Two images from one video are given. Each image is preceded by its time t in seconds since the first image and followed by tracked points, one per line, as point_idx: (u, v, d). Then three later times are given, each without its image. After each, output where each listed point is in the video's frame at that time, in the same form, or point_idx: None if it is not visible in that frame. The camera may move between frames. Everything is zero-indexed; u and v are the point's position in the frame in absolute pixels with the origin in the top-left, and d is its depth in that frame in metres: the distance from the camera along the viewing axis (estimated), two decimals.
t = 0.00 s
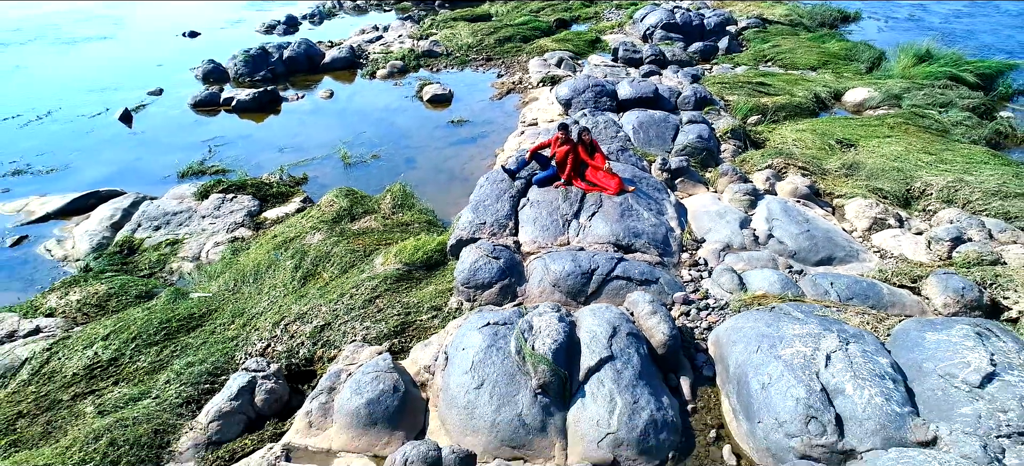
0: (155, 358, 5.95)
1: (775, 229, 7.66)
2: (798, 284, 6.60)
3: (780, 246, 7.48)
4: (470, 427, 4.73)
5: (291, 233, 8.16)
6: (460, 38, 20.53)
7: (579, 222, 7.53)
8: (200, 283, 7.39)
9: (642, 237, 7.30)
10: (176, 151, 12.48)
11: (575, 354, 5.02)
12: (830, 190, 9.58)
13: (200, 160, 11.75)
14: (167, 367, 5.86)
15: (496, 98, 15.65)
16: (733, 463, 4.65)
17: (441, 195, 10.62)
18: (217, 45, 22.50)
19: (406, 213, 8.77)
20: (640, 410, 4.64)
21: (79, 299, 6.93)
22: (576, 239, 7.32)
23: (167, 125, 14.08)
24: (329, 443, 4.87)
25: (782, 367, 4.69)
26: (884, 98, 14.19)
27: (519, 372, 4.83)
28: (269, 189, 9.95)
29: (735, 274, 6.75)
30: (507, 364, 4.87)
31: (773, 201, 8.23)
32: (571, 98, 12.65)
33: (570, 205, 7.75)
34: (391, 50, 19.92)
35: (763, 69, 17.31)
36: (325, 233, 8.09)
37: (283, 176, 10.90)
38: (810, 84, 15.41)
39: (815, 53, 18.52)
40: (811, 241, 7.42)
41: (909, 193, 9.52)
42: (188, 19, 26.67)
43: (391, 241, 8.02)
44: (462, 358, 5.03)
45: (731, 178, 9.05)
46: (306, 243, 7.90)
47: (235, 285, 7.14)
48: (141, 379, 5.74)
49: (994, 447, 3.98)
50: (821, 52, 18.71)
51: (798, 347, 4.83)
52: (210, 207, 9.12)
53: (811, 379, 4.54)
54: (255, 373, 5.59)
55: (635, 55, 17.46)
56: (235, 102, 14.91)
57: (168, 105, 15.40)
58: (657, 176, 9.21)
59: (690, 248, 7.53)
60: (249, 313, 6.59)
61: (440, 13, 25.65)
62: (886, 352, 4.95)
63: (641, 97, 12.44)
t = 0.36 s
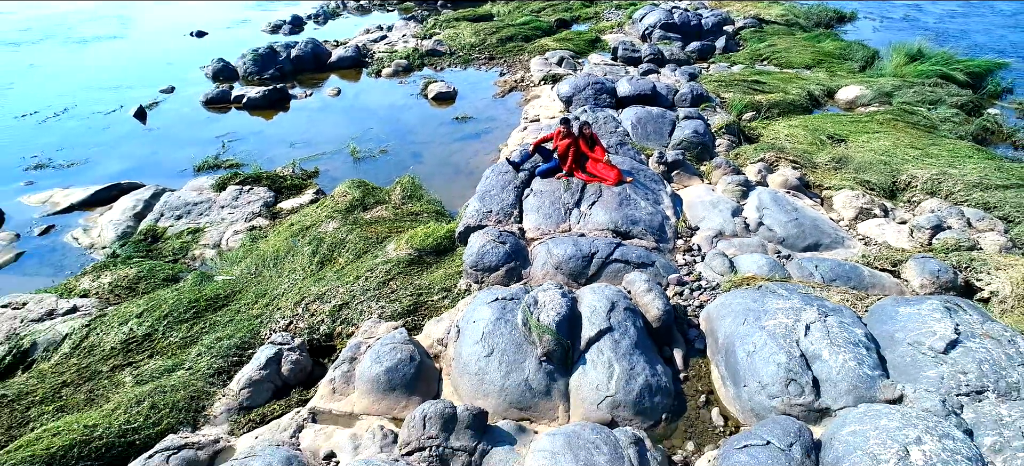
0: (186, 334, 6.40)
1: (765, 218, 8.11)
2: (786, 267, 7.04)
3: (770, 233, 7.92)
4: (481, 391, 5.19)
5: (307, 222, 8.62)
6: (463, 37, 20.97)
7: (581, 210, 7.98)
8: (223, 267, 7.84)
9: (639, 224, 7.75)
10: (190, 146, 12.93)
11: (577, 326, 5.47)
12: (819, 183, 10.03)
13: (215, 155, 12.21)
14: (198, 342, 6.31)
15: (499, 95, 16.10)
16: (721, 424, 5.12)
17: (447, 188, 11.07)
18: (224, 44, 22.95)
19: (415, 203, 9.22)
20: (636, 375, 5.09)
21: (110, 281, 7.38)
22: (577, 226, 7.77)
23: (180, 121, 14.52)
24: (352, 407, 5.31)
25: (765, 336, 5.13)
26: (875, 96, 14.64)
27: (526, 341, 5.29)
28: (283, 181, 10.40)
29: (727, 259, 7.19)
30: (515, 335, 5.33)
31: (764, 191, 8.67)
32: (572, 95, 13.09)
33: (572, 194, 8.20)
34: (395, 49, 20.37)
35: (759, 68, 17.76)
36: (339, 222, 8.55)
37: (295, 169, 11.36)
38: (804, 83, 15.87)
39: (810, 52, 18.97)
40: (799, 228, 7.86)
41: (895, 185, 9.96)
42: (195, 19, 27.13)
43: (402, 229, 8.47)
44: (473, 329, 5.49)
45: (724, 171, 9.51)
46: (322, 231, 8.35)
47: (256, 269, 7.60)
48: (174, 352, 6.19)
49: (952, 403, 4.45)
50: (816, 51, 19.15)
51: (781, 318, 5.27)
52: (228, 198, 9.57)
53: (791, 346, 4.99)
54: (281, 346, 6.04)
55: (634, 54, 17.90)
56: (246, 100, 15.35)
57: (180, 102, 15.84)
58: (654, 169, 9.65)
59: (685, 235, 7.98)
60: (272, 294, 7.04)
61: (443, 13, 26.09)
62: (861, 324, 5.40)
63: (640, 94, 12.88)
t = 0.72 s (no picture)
0: (208, 317, 6.75)
1: (758, 209, 8.44)
2: (777, 256, 7.38)
3: (763, 224, 8.26)
4: (488, 367, 5.54)
5: (318, 213, 8.97)
6: (465, 37, 21.32)
7: (581, 202, 8.33)
8: (238, 256, 8.19)
9: (637, 215, 8.10)
10: (201, 142, 13.28)
11: (578, 308, 5.81)
12: (812, 177, 10.37)
13: (225, 151, 12.56)
14: (218, 324, 6.66)
15: (501, 94, 16.44)
16: (713, 397, 5.47)
17: (452, 182, 11.42)
18: (230, 44, 23.32)
19: (422, 196, 9.56)
20: (634, 352, 5.43)
21: (132, 269, 7.73)
22: (578, 217, 8.12)
23: (190, 119, 14.87)
24: (367, 383, 5.65)
25: (755, 315, 5.49)
26: (869, 94, 14.99)
27: (530, 321, 5.63)
28: (294, 175, 10.75)
29: (721, 248, 7.52)
30: (520, 315, 5.67)
31: (758, 184, 9.00)
32: (572, 93, 13.42)
33: (573, 187, 8.55)
34: (398, 49, 20.73)
35: (756, 67, 18.12)
36: (349, 213, 8.91)
37: (305, 165, 11.71)
38: (800, 81, 16.21)
39: (807, 51, 19.32)
40: (790, 219, 8.20)
41: (885, 179, 10.30)
42: (200, 19, 27.49)
43: (409, 221, 8.81)
44: (480, 311, 5.83)
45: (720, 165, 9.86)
46: (333, 222, 8.69)
47: (271, 257, 7.95)
48: (197, 334, 6.53)
49: (926, 375, 4.81)
50: (812, 50, 19.50)
51: (769, 299, 5.62)
52: (241, 191, 9.92)
53: (779, 323, 5.35)
54: (298, 327, 6.38)
55: (633, 53, 18.25)
56: (254, 98, 15.70)
57: (189, 100, 16.19)
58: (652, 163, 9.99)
59: (681, 225, 8.32)
60: (286, 281, 7.39)
61: (445, 13, 26.45)
62: (846, 304, 5.76)
63: (638, 92, 13.21)
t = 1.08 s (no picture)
0: (227, 301, 7.10)
1: (752, 201, 8.78)
2: (769, 244, 7.72)
3: (756, 215, 8.60)
4: (494, 345, 5.89)
5: (329, 205, 9.33)
6: (467, 36, 21.67)
7: (582, 194, 8.68)
8: (253, 245, 8.54)
9: (636, 206, 8.45)
10: (211, 138, 13.64)
11: (579, 291, 6.15)
12: (805, 171, 10.72)
13: (235, 147, 12.92)
14: (237, 308, 7.01)
15: (504, 92, 16.79)
16: (706, 374, 5.82)
17: (457, 177, 11.78)
18: (235, 43, 23.67)
19: (428, 189, 9.91)
20: (632, 331, 5.78)
21: (152, 258, 8.08)
22: (579, 208, 8.47)
23: (199, 116, 15.22)
24: (380, 361, 5.99)
25: (745, 296, 5.85)
26: (863, 92, 15.33)
27: (534, 302, 5.98)
28: (303, 170, 11.09)
29: (716, 237, 7.86)
30: (524, 296, 6.02)
31: (752, 177, 9.35)
32: (573, 91, 13.76)
33: (573, 180, 8.90)
34: (402, 48, 21.07)
35: (753, 66, 18.47)
36: (359, 205, 9.26)
37: (313, 160, 12.07)
38: (796, 79, 16.56)
39: (803, 50, 19.67)
40: (782, 211, 8.54)
41: (876, 174, 10.63)
42: (205, 19, 27.84)
43: (416, 212, 9.16)
44: (486, 293, 6.18)
45: (716, 160, 10.20)
46: (343, 213, 9.04)
47: (285, 246, 8.30)
48: (217, 317, 6.89)
49: (903, 349, 5.16)
50: (808, 49, 19.84)
51: (759, 281, 5.97)
52: (253, 185, 10.27)
53: (767, 303, 5.71)
54: (313, 310, 6.74)
55: (633, 52, 18.61)
56: (261, 96, 16.04)
57: (198, 98, 16.55)
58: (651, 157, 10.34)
59: (678, 216, 8.66)
60: (301, 268, 7.74)
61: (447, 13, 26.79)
62: (832, 286, 6.11)
63: (637, 89, 13.55)
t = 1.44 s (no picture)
0: (250, 281, 7.58)
1: (744, 190, 9.24)
2: (759, 230, 8.18)
3: (748, 204, 9.07)
4: (501, 318, 6.36)
5: (341, 195, 9.80)
6: (470, 35, 22.13)
7: (582, 183, 9.15)
8: (270, 232, 9.00)
9: (634, 195, 8.92)
10: (224, 133, 14.11)
11: (580, 269, 6.63)
12: (796, 163, 11.18)
13: (248, 141, 13.39)
14: (260, 287, 7.49)
15: (506, 89, 17.25)
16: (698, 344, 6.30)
17: (462, 169, 12.24)
18: (242, 42, 24.14)
19: (435, 180, 10.38)
20: (629, 305, 6.25)
21: (176, 242, 8.55)
22: (579, 197, 8.94)
23: (211, 112, 15.70)
24: (395, 334, 6.47)
25: (734, 273, 6.34)
26: (855, 89, 15.79)
27: (539, 279, 6.45)
28: (315, 162, 11.56)
29: (709, 223, 8.33)
30: (529, 274, 6.50)
31: (744, 168, 9.81)
32: (574, 87, 14.22)
33: (574, 170, 9.37)
34: (406, 46, 21.54)
35: (749, 64, 18.94)
36: (370, 194, 9.73)
37: (324, 153, 12.54)
38: (790, 77, 17.04)
39: (799, 49, 20.13)
40: (772, 199, 9.00)
41: (864, 166, 11.08)
42: (212, 18, 28.31)
43: (424, 201, 9.63)
44: (494, 271, 6.66)
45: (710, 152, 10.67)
46: (355, 202, 9.51)
47: (302, 232, 8.77)
48: (241, 296, 7.36)
49: (877, 318, 5.63)
50: (804, 47, 20.31)
51: (747, 260, 6.46)
52: (268, 176, 10.74)
53: (754, 278, 6.20)
54: (332, 289, 7.21)
55: (632, 50, 19.07)
56: (271, 92, 16.51)
57: (209, 95, 17.03)
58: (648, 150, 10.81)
59: (674, 205, 9.13)
60: (317, 251, 8.22)
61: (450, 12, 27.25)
62: (815, 264, 6.60)
63: (636, 86, 14.01)
